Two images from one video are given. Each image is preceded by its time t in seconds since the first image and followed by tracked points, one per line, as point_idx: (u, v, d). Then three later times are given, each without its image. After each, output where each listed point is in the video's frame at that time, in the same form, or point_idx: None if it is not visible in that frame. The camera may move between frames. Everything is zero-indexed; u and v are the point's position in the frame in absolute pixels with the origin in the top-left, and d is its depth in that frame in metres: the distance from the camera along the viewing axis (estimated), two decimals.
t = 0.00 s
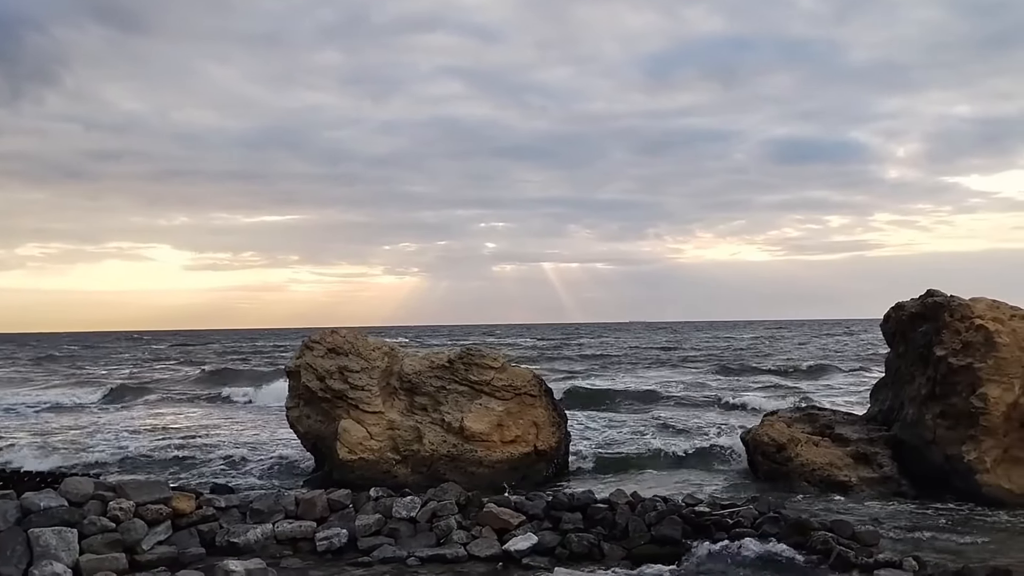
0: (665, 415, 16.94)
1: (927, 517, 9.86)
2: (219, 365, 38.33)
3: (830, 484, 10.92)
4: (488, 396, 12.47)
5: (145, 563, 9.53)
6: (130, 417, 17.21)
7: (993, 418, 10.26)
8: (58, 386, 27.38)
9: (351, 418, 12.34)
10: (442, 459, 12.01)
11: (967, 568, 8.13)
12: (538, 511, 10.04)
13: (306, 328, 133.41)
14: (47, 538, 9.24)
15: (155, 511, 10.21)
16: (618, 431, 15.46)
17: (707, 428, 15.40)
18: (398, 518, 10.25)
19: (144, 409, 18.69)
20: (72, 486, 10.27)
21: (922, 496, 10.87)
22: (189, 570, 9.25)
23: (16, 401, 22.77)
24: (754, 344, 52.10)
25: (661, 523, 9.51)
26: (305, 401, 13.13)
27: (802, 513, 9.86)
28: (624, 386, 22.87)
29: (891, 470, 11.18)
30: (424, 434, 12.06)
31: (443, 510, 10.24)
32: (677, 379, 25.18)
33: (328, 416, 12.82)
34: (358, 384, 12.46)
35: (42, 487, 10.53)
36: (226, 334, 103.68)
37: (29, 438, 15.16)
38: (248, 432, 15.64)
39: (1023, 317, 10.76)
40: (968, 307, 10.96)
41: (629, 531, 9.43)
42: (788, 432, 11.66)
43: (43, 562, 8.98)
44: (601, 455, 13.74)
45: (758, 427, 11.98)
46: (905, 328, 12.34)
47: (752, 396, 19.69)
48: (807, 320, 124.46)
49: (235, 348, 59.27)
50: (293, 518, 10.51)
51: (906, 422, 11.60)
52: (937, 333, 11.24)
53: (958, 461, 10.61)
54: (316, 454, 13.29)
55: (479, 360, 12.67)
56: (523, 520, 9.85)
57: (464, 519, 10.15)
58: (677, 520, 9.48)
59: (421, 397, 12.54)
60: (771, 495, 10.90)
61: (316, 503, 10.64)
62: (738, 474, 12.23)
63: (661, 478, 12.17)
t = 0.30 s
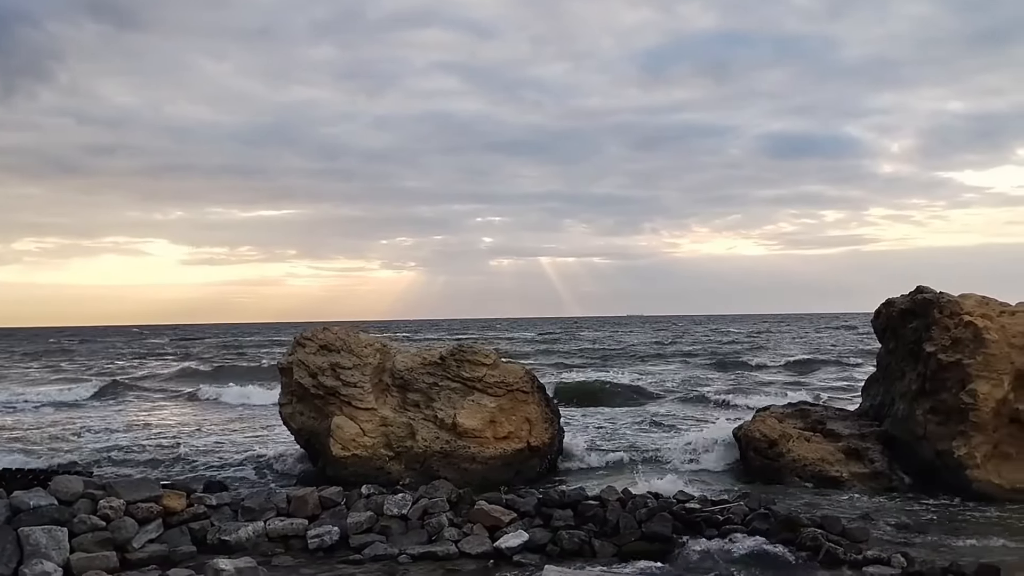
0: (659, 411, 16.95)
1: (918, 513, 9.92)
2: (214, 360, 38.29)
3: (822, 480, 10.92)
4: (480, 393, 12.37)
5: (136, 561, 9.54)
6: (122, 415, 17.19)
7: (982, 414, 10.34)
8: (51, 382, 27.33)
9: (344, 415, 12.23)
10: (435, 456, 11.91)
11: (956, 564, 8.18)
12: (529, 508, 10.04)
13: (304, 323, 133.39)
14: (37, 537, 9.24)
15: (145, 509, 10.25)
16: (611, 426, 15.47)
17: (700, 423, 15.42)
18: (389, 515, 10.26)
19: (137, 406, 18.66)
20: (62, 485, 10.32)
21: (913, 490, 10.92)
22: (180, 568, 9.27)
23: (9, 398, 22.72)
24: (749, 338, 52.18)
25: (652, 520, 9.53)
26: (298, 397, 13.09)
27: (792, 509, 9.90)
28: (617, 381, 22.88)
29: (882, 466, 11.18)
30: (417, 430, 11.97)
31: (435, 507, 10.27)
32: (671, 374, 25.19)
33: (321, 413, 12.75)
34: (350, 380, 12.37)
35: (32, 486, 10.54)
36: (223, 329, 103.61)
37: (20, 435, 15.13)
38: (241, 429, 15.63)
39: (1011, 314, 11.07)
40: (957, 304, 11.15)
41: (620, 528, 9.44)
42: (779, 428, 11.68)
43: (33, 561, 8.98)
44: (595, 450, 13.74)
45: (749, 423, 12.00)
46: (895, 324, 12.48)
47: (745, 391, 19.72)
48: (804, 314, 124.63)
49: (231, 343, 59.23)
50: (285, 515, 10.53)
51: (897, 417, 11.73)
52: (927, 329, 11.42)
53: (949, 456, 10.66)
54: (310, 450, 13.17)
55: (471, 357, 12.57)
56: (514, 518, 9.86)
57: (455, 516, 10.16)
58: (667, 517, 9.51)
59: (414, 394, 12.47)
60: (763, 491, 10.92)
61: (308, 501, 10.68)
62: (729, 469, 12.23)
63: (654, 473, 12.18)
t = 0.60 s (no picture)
0: (650, 405, 16.98)
1: (906, 508, 9.99)
2: (207, 355, 38.21)
3: (811, 475, 10.97)
4: (471, 389, 12.26)
5: (126, 559, 9.53)
6: (111, 412, 17.13)
7: (970, 410, 10.46)
8: (43, 377, 27.25)
9: (335, 411, 12.19)
10: (427, 452, 11.82)
11: (942, 560, 8.22)
12: (518, 504, 10.07)
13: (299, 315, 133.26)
14: (25, 535, 9.21)
15: (135, 507, 10.25)
16: (603, 421, 15.48)
17: (691, 418, 15.45)
18: (379, 512, 10.28)
19: (128, 402, 18.62)
20: (50, 482, 10.31)
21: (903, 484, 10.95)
22: (169, 566, 9.26)
23: None
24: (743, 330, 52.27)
25: (641, 517, 9.55)
26: (289, 394, 12.94)
27: (781, 504, 9.94)
28: (607, 375, 22.91)
29: (871, 460, 11.24)
30: (408, 426, 11.89)
31: (424, 504, 10.29)
32: (660, 368, 25.24)
33: (312, 409, 12.68)
34: (341, 377, 12.34)
35: (20, 485, 10.55)
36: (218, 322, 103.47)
37: (9, 432, 15.08)
38: (232, 426, 15.62)
39: (999, 310, 11.25)
40: (946, 300, 11.30)
41: (609, 524, 9.46)
42: (769, 423, 11.62)
43: (21, 559, 8.95)
44: (586, 445, 13.76)
45: (740, 417, 11.87)
46: (884, 320, 12.61)
47: (734, 385, 19.78)
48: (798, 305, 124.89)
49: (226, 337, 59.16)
50: (274, 513, 10.53)
51: (886, 412, 11.86)
52: (917, 325, 11.56)
53: (937, 450, 10.84)
54: (301, 446, 13.12)
55: (462, 353, 12.47)
56: (503, 514, 9.88)
57: (444, 513, 10.19)
58: (656, 514, 9.54)
59: (405, 390, 12.38)
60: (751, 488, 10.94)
61: (297, 498, 10.65)
62: (719, 462, 12.25)
63: (645, 468, 12.20)
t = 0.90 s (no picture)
0: (636, 400, 17.03)
1: (887, 502, 10.09)
2: (194, 349, 38.00)
3: (794, 469, 11.02)
4: (456, 384, 12.23)
5: (109, 555, 9.47)
6: (94, 408, 16.98)
7: (953, 405, 10.58)
8: (27, 372, 27.03)
9: (320, 406, 12.13)
10: (411, 447, 11.79)
11: (923, 555, 8.31)
12: (502, 500, 10.10)
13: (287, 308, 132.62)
14: (8, 532, 9.13)
15: (119, 504, 10.22)
16: (589, 416, 15.52)
17: (677, 413, 15.50)
18: (363, 508, 10.28)
19: (113, 398, 18.50)
20: (33, 481, 10.39)
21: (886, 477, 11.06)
22: (153, 563, 9.23)
23: None
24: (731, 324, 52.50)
25: (624, 513, 9.60)
26: (274, 389, 12.87)
27: (764, 500, 10.01)
28: (592, 369, 22.95)
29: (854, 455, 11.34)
30: (393, 421, 11.84)
31: (408, 500, 10.30)
32: (645, 362, 25.29)
33: (297, 405, 12.60)
34: (326, 372, 12.25)
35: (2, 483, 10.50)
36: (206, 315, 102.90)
37: None
38: (218, 422, 15.56)
39: (981, 305, 11.40)
40: (930, 295, 11.39)
41: (592, 520, 9.51)
42: (753, 418, 11.72)
43: (4, 556, 8.87)
44: (572, 440, 13.78)
45: (723, 412, 12.04)
46: (868, 315, 12.68)
47: (718, 379, 19.87)
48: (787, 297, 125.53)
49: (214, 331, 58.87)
50: (258, 509, 10.50)
51: (869, 407, 11.97)
52: (900, 321, 11.65)
53: (920, 445, 10.98)
54: (287, 441, 13.07)
55: (448, 349, 12.46)
56: (487, 511, 9.91)
57: (428, 509, 10.20)
58: (640, 510, 9.58)
59: (390, 385, 12.31)
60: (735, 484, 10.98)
61: (281, 494, 10.64)
62: (704, 456, 12.29)
63: (630, 462, 12.23)
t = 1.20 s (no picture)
0: (619, 394, 17.03)
1: (865, 496, 10.17)
2: (176, 344, 37.71)
3: (775, 463, 11.06)
4: (438, 378, 12.19)
5: (88, 551, 9.38)
6: (72, 403, 16.81)
7: (933, 399, 10.65)
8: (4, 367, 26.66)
9: (302, 401, 12.04)
10: (393, 442, 11.72)
11: (902, 550, 8.37)
12: (483, 496, 10.09)
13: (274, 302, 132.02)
14: None
15: (98, 499, 10.10)
16: (572, 410, 15.52)
17: (659, 407, 15.52)
18: (344, 504, 10.23)
19: (92, 393, 18.31)
20: (11, 477, 10.26)
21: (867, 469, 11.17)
22: (132, 560, 9.15)
23: None
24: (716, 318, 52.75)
25: (605, 508, 9.60)
26: (255, 384, 12.76)
27: (745, 494, 10.05)
28: (576, 364, 22.96)
29: (835, 449, 11.43)
30: (374, 416, 11.77)
31: (389, 496, 10.26)
32: (628, 356, 25.33)
33: (279, 399, 12.51)
34: (308, 367, 12.15)
35: None
36: (192, 309, 102.30)
37: None
38: (198, 417, 15.44)
39: (963, 300, 11.49)
40: (911, 290, 11.42)
41: (573, 515, 9.50)
42: (734, 412, 11.71)
43: None
44: (555, 434, 13.79)
45: (704, 407, 11.98)
46: (850, 309, 12.73)
47: (700, 373, 19.94)
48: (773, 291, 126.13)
49: (198, 325, 58.44)
50: (239, 504, 10.44)
51: (850, 401, 12.09)
52: (881, 315, 11.69)
53: (901, 439, 11.10)
54: (268, 436, 12.98)
55: (430, 343, 12.38)
56: (468, 506, 9.89)
57: (409, 504, 10.18)
58: (621, 505, 9.59)
59: (372, 379, 12.23)
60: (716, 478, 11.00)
61: (262, 490, 10.57)
62: (686, 451, 12.32)
63: (612, 455, 12.22)
